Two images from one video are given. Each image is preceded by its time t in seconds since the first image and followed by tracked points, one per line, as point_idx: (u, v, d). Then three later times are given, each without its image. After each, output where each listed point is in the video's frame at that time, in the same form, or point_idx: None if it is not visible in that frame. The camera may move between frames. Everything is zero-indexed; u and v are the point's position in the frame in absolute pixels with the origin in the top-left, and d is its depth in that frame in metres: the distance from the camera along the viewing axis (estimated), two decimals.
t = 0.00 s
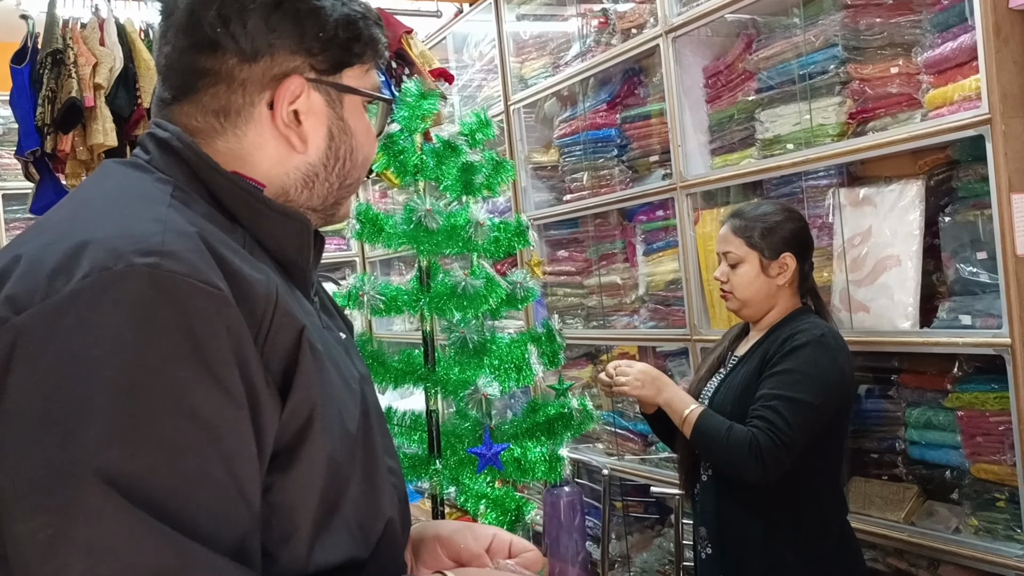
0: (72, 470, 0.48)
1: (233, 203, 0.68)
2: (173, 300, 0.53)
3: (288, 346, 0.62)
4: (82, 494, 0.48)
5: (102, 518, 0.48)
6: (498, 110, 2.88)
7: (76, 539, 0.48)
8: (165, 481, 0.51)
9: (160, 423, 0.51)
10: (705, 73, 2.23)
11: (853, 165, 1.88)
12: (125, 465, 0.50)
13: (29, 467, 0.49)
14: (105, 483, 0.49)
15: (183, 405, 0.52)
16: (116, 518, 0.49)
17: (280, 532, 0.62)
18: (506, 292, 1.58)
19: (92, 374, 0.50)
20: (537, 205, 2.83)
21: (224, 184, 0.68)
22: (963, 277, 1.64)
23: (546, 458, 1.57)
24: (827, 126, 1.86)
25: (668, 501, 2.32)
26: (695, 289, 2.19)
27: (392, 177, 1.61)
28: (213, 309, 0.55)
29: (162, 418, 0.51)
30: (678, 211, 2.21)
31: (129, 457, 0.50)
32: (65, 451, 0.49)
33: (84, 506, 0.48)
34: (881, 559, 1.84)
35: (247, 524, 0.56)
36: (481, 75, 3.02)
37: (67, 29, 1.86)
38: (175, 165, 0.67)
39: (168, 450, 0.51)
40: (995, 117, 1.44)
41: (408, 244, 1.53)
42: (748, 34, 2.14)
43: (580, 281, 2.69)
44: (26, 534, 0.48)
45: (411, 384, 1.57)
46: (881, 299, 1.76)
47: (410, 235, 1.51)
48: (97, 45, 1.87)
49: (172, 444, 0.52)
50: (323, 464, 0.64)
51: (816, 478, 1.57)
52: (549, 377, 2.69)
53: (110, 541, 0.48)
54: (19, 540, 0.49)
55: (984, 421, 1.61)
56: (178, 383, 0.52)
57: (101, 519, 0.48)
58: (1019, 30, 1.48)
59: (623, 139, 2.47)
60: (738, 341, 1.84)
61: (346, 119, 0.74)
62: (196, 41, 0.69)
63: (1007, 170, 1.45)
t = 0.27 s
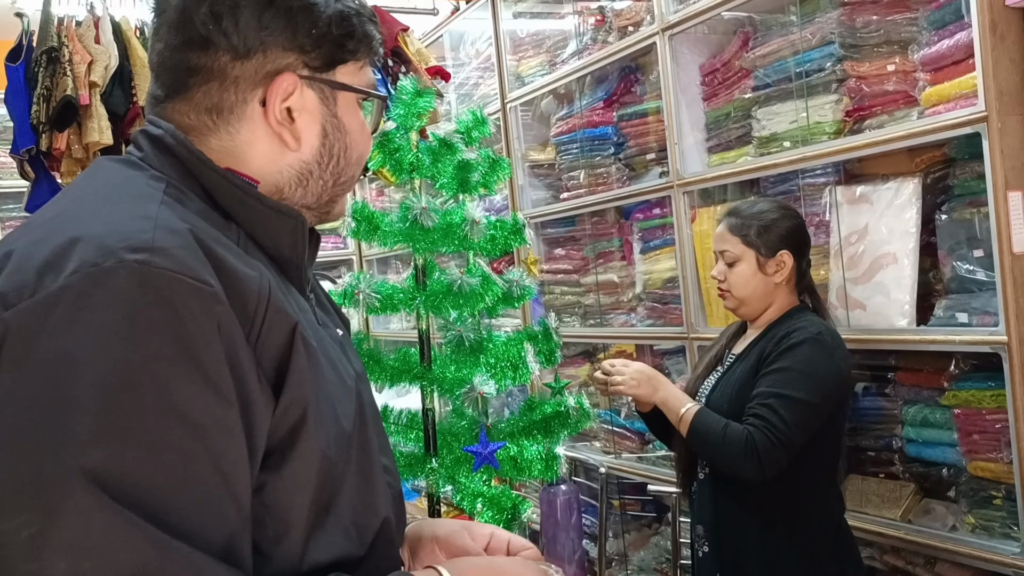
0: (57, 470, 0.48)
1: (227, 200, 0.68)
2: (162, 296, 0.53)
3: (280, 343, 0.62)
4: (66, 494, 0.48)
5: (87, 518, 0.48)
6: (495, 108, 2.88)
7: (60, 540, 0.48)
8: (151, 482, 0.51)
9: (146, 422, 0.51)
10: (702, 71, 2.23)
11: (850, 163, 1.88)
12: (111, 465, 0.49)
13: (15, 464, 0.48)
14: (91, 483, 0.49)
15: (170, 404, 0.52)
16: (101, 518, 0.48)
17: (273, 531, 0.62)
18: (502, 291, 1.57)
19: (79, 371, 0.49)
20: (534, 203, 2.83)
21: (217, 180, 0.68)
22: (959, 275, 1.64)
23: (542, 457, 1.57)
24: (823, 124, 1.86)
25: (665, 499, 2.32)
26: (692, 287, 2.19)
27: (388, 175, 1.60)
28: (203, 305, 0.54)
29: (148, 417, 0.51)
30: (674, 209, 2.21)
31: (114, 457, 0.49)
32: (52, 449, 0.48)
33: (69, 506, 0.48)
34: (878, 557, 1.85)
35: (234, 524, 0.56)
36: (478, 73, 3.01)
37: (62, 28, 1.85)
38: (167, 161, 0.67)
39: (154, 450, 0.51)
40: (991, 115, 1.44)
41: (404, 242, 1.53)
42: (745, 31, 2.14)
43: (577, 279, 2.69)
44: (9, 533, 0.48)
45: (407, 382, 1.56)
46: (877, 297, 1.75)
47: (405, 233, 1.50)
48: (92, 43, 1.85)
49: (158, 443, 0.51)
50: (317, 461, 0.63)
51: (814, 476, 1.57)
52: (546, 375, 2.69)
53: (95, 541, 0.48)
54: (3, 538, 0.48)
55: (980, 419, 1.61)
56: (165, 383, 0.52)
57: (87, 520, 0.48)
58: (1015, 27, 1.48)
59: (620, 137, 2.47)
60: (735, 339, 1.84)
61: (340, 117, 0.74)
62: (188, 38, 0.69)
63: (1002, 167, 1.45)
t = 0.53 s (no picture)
0: (48, 469, 0.47)
1: (222, 196, 0.68)
2: (154, 293, 0.52)
3: (274, 341, 0.61)
4: (56, 494, 0.46)
5: (79, 519, 0.47)
6: (490, 105, 2.87)
7: (50, 541, 0.47)
8: (144, 481, 0.50)
9: (138, 420, 0.50)
10: (697, 67, 2.22)
11: (845, 159, 1.88)
12: (102, 464, 0.48)
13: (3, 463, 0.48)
14: (82, 484, 0.47)
15: (163, 402, 0.51)
16: (93, 519, 0.47)
17: (269, 530, 0.61)
18: (497, 288, 1.57)
19: (71, 368, 0.49)
20: (529, 200, 2.83)
21: (211, 177, 0.67)
22: (955, 272, 1.64)
23: (538, 455, 1.58)
24: (818, 120, 1.86)
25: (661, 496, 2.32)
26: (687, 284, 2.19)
27: (382, 173, 1.60)
28: (195, 303, 0.54)
29: (139, 416, 0.50)
30: (670, 205, 2.20)
31: (106, 456, 0.48)
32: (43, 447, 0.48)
33: (59, 507, 0.46)
34: (873, 553, 1.85)
35: (228, 523, 0.54)
36: (473, 69, 3.01)
37: (56, 24, 1.85)
38: (161, 158, 0.67)
39: (147, 448, 0.50)
40: (986, 111, 1.44)
41: (399, 240, 1.52)
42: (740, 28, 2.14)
43: (573, 277, 2.69)
44: None
45: (403, 379, 1.56)
46: (873, 293, 1.75)
47: (401, 231, 1.50)
48: (86, 40, 1.86)
49: (151, 442, 0.50)
50: (312, 459, 0.63)
51: (810, 472, 1.57)
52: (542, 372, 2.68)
53: (86, 543, 0.47)
54: None
55: (975, 415, 1.61)
56: (157, 380, 0.51)
57: (78, 521, 0.47)
58: (1010, 24, 1.48)
59: (615, 134, 2.46)
60: (732, 336, 1.84)
61: (335, 114, 0.74)
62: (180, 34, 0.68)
63: (997, 163, 1.45)
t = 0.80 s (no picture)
0: (35, 469, 0.47)
1: (215, 192, 0.67)
2: (140, 291, 0.52)
3: (264, 339, 0.61)
4: (43, 495, 0.46)
5: (66, 521, 0.46)
6: (487, 103, 2.87)
7: (38, 542, 0.46)
8: (131, 482, 0.49)
9: (124, 421, 0.49)
10: (694, 65, 2.22)
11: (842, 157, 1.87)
12: (89, 464, 0.48)
13: None
14: (69, 484, 0.47)
15: (149, 402, 0.51)
16: (81, 520, 0.47)
17: (261, 529, 0.61)
18: (493, 286, 1.57)
19: (55, 369, 0.48)
20: (526, 198, 2.83)
21: (203, 173, 0.67)
22: (951, 269, 1.64)
23: (535, 453, 1.58)
24: (816, 118, 1.85)
25: (658, 494, 2.32)
26: (684, 282, 2.19)
27: (379, 171, 1.59)
28: (182, 302, 0.54)
29: (125, 415, 0.49)
30: (667, 203, 2.20)
31: (93, 457, 0.48)
32: (30, 447, 0.47)
33: (46, 508, 0.46)
34: (870, 550, 1.85)
35: (218, 523, 0.54)
36: (470, 67, 3.00)
37: (52, 21, 1.84)
38: (153, 155, 0.67)
39: (134, 449, 0.49)
40: (983, 109, 1.44)
41: (396, 238, 1.52)
42: (737, 26, 2.13)
43: (570, 274, 2.69)
44: None
45: (399, 378, 1.56)
46: (870, 291, 1.75)
47: (397, 229, 1.49)
48: (81, 37, 1.86)
49: (137, 442, 0.50)
50: (303, 458, 0.62)
51: (807, 470, 1.57)
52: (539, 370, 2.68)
53: (74, 544, 0.46)
54: None
55: (972, 412, 1.61)
56: (143, 380, 0.51)
57: (65, 522, 0.46)
58: (1008, 21, 1.48)
59: (612, 131, 2.46)
60: (729, 334, 1.84)
61: (326, 106, 0.73)
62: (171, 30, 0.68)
63: (995, 160, 1.45)
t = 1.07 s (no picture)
0: (32, 474, 0.47)
1: (214, 192, 0.67)
2: (136, 293, 0.52)
3: (263, 340, 0.61)
4: (40, 500, 0.46)
5: (64, 525, 0.46)
6: (486, 102, 2.87)
7: (36, 546, 0.46)
8: (128, 485, 0.49)
9: (121, 424, 0.49)
10: (692, 64, 2.22)
11: (840, 156, 1.88)
12: (86, 469, 0.48)
13: None
14: (67, 489, 0.47)
15: (146, 405, 0.51)
16: (79, 524, 0.47)
17: (260, 532, 0.61)
18: (492, 285, 1.57)
19: (53, 373, 0.49)
20: (525, 197, 2.83)
21: (202, 173, 0.67)
22: (949, 268, 1.64)
23: (534, 452, 1.57)
24: (813, 117, 1.86)
25: (657, 493, 2.32)
26: (683, 281, 2.19)
27: (377, 170, 1.60)
28: (178, 303, 0.54)
29: (121, 418, 0.49)
30: (665, 202, 2.20)
31: (90, 461, 0.48)
32: (28, 451, 0.47)
33: (44, 512, 0.46)
34: (868, 549, 1.86)
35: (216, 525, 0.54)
36: (468, 66, 3.00)
37: (49, 21, 1.83)
38: (152, 155, 0.67)
39: (131, 453, 0.49)
40: (980, 108, 1.44)
41: (394, 237, 1.52)
42: (735, 25, 2.14)
43: (568, 274, 2.69)
44: None
45: (398, 377, 1.56)
46: (868, 290, 1.76)
47: (395, 228, 1.49)
48: (79, 37, 1.84)
49: (134, 445, 0.50)
50: (302, 459, 0.63)
51: (806, 470, 1.57)
52: (537, 369, 2.68)
53: (73, 548, 0.47)
54: None
55: (970, 411, 1.61)
56: (140, 383, 0.50)
57: (63, 526, 0.46)
58: (1005, 20, 1.48)
59: (610, 131, 2.46)
60: (728, 334, 1.84)
61: (323, 102, 0.73)
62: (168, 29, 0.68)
63: (992, 160, 1.45)
